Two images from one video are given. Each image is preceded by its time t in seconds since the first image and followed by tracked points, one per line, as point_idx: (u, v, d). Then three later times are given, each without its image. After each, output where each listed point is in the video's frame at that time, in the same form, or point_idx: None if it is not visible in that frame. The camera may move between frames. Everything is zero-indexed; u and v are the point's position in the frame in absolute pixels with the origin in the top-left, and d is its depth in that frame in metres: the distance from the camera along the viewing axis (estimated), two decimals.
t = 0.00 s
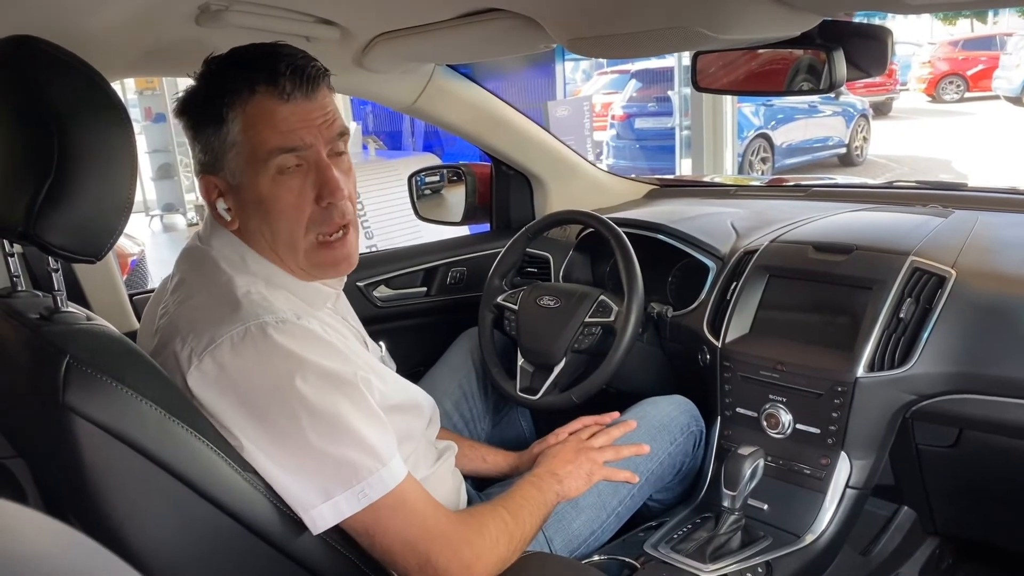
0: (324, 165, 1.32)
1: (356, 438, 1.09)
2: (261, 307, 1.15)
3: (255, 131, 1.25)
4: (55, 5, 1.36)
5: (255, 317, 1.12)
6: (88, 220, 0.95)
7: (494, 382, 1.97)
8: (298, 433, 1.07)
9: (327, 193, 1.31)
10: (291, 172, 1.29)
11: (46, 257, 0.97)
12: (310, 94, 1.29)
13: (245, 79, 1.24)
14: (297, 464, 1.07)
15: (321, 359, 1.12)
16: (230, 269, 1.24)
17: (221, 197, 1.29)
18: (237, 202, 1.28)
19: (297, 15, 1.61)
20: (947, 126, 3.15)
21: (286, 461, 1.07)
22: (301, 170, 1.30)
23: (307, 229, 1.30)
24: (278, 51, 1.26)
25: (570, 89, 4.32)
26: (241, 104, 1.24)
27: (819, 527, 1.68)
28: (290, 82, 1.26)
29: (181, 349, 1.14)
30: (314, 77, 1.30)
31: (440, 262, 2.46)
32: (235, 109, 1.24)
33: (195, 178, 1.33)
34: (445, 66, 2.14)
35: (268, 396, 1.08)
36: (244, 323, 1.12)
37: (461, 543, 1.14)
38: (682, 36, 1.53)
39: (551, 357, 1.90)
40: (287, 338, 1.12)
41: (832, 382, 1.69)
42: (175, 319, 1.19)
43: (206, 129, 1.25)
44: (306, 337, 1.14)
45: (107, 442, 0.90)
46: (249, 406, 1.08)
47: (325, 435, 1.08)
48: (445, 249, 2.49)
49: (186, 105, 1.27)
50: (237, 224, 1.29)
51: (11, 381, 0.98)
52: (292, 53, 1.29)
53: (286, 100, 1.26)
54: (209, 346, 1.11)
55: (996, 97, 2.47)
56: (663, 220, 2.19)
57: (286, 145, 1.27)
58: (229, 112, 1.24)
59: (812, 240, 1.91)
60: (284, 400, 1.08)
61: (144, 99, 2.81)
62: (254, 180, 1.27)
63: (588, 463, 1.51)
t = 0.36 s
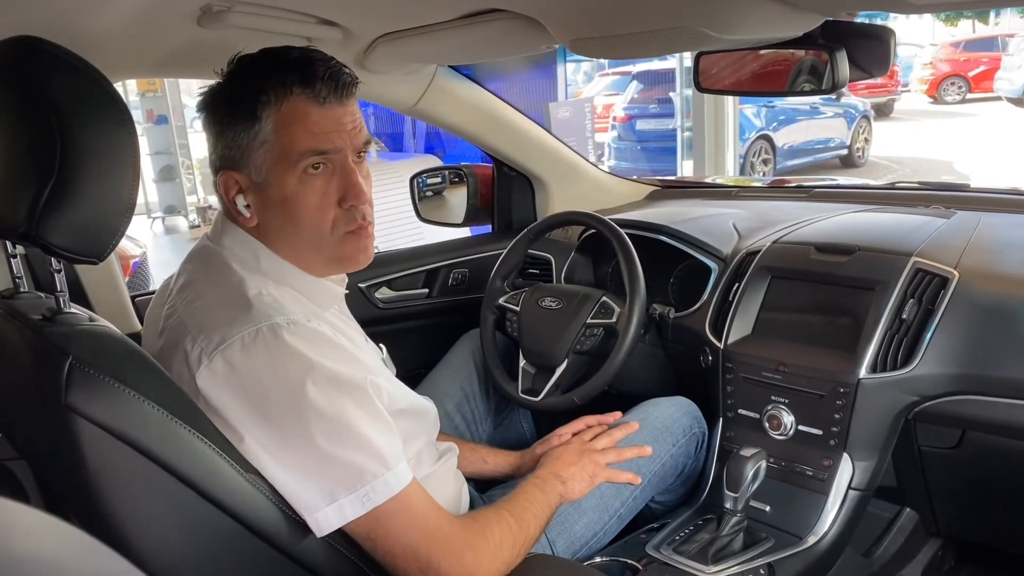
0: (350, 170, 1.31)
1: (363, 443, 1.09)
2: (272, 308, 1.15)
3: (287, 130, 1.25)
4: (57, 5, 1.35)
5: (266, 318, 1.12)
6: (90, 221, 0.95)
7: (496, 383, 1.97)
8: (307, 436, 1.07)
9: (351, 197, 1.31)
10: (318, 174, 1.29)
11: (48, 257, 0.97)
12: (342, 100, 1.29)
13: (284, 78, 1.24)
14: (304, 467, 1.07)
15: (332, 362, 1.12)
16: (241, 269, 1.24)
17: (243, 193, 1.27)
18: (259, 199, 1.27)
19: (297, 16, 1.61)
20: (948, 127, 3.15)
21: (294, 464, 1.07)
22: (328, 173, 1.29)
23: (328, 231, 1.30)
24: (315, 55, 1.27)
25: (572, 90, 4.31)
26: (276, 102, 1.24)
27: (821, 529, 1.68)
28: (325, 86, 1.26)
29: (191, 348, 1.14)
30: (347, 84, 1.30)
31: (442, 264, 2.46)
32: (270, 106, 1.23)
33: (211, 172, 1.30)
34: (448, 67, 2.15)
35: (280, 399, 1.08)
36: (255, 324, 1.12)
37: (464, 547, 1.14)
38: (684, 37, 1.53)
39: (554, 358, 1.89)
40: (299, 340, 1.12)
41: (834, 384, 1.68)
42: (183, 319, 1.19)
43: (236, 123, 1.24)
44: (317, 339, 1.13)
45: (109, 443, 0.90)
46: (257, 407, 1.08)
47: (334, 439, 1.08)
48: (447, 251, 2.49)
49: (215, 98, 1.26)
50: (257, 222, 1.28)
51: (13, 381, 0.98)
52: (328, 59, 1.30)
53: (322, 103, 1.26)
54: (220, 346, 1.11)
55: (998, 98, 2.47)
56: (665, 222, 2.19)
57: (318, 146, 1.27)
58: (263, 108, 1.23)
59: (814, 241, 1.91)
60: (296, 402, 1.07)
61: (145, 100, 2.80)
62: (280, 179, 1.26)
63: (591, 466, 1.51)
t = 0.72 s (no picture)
0: (356, 167, 1.32)
1: (364, 442, 1.08)
2: (274, 307, 1.15)
3: (295, 127, 1.25)
4: (57, 6, 1.35)
5: (268, 317, 1.12)
6: (91, 221, 0.95)
7: (496, 384, 1.97)
8: (309, 435, 1.07)
9: (356, 195, 1.32)
10: (325, 171, 1.29)
11: (48, 259, 0.97)
12: (350, 99, 1.30)
13: (293, 75, 1.24)
14: (305, 466, 1.07)
15: (334, 361, 1.12)
16: (242, 268, 1.24)
17: (248, 190, 1.27)
18: (265, 195, 1.27)
19: (297, 17, 1.61)
20: (949, 128, 3.15)
21: (295, 463, 1.07)
22: (334, 170, 1.30)
23: (333, 228, 1.30)
24: (325, 54, 1.27)
25: (572, 91, 4.30)
26: (285, 99, 1.24)
27: (822, 530, 1.68)
28: (334, 84, 1.27)
29: (194, 347, 1.14)
30: (355, 83, 1.31)
31: (442, 265, 2.46)
32: (279, 103, 1.24)
33: (216, 168, 1.30)
34: (448, 68, 2.15)
35: (282, 397, 1.08)
36: (257, 323, 1.11)
37: (463, 548, 1.14)
38: (683, 38, 1.53)
39: (554, 359, 1.89)
40: (302, 338, 1.12)
41: (834, 385, 1.68)
42: (184, 318, 1.19)
43: (244, 119, 1.24)
44: (320, 338, 1.13)
45: (108, 444, 0.90)
46: (259, 406, 1.08)
47: (335, 438, 1.07)
48: (448, 252, 2.49)
49: (222, 94, 1.26)
50: (261, 218, 1.28)
51: (12, 382, 0.98)
52: (336, 59, 1.30)
53: (330, 101, 1.27)
54: (222, 345, 1.11)
55: (998, 99, 2.47)
56: (666, 223, 2.19)
57: (326, 143, 1.27)
58: (272, 105, 1.24)
59: (814, 242, 1.91)
60: (298, 401, 1.07)
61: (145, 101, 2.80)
62: (287, 175, 1.26)
63: (591, 467, 1.51)
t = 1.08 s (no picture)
0: (360, 167, 1.33)
1: (365, 443, 1.09)
2: (276, 307, 1.15)
3: (301, 128, 1.25)
4: (57, 6, 1.35)
5: (269, 317, 1.12)
6: (91, 221, 0.95)
7: (495, 385, 1.97)
8: (310, 436, 1.07)
9: (360, 195, 1.32)
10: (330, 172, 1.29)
11: (48, 259, 0.97)
12: (352, 99, 1.31)
13: (298, 76, 1.25)
14: (306, 467, 1.07)
15: (335, 361, 1.12)
16: (244, 269, 1.24)
17: (252, 191, 1.26)
18: (270, 197, 1.26)
19: (297, 18, 1.61)
20: (949, 130, 3.15)
21: (296, 464, 1.07)
22: (339, 171, 1.30)
23: (338, 228, 1.31)
24: (328, 56, 1.28)
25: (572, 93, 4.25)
26: (291, 100, 1.24)
27: (821, 532, 1.68)
28: (338, 85, 1.28)
29: (194, 347, 1.14)
30: (357, 84, 1.32)
31: (442, 266, 2.46)
32: (285, 104, 1.24)
33: (216, 171, 1.29)
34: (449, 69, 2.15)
35: (284, 398, 1.08)
36: (259, 323, 1.11)
37: (462, 549, 1.14)
38: (683, 39, 1.53)
39: (554, 360, 1.90)
40: (303, 338, 1.12)
41: (834, 387, 1.68)
42: (184, 318, 1.19)
43: (248, 121, 1.23)
44: (322, 339, 1.13)
45: (107, 445, 0.90)
46: (260, 407, 1.08)
47: (337, 438, 1.07)
48: (447, 253, 2.49)
49: (225, 96, 1.25)
50: (266, 220, 1.27)
51: (11, 382, 0.98)
52: (338, 60, 1.31)
53: (335, 102, 1.28)
54: (223, 345, 1.11)
55: (998, 101, 2.47)
56: (666, 224, 2.19)
57: (331, 144, 1.28)
58: (279, 106, 1.24)
59: (814, 244, 1.91)
60: (300, 402, 1.07)
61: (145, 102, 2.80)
62: (292, 176, 1.26)
63: (590, 469, 1.51)
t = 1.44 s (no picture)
0: (359, 164, 1.33)
1: (365, 443, 1.08)
2: (276, 307, 1.14)
3: (301, 127, 1.25)
4: (57, 6, 1.35)
5: (269, 317, 1.12)
6: (91, 220, 0.95)
7: (494, 386, 1.97)
8: (310, 436, 1.07)
9: (361, 192, 1.33)
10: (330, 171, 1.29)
11: (47, 259, 0.97)
12: (350, 97, 1.31)
13: (296, 76, 1.25)
14: (306, 467, 1.07)
15: (335, 360, 1.12)
16: (244, 269, 1.24)
17: (252, 192, 1.26)
18: (270, 197, 1.26)
19: (297, 18, 1.61)
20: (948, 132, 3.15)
21: (296, 465, 1.07)
22: (339, 169, 1.30)
23: (339, 226, 1.31)
24: (325, 53, 1.28)
25: (572, 94, 4.27)
26: (290, 100, 1.24)
27: (820, 534, 1.68)
28: (336, 83, 1.28)
29: (194, 347, 1.14)
30: (354, 81, 1.32)
31: (441, 267, 2.46)
32: (284, 104, 1.24)
33: (213, 172, 1.28)
34: (448, 70, 2.15)
35: (284, 398, 1.08)
36: (258, 323, 1.11)
37: (460, 550, 1.14)
38: (682, 42, 1.53)
39: (553, 361, 1.90)
40: (303, 338, 1.11)
41: (833, 389, 1.68)
42: (184, 319, 1.19)
43: (247, 121, 1.23)
44: (322, 338, 1.13)
45: (106, 445, 0.90)
46: (259, 408, 1.08)
47: (337, 438, 1.07)
48: (447, 254, 2.49)
49: (223, 97, 1.25)
50: (266, 220, 1.27)
51: (10, 382, 0.98)
52: (335, 58, 1.31)
53: (333, 100, 1.28)
54: (223, 345, 1.11)
55: (997, 104, 2.47)
56: (665, 226, 2.19)
57: (331, 143, 1.28)
58: (278, 106, 1.24)
59: (813, 246, 1.91)
60: (300, 401, 1.07)
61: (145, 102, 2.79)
62: (292, 176, 1.26)
63: (589, 471, 1.50)
